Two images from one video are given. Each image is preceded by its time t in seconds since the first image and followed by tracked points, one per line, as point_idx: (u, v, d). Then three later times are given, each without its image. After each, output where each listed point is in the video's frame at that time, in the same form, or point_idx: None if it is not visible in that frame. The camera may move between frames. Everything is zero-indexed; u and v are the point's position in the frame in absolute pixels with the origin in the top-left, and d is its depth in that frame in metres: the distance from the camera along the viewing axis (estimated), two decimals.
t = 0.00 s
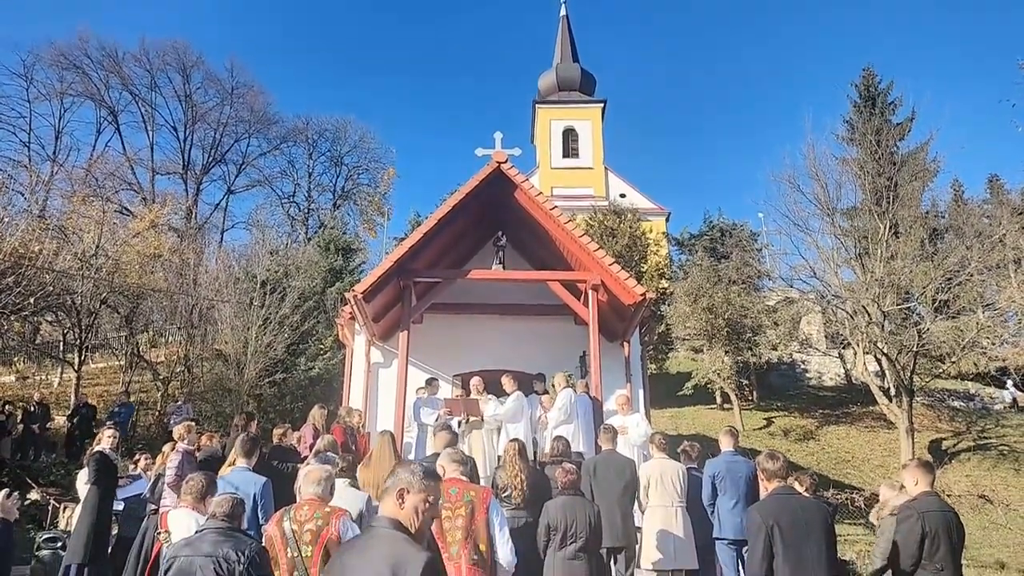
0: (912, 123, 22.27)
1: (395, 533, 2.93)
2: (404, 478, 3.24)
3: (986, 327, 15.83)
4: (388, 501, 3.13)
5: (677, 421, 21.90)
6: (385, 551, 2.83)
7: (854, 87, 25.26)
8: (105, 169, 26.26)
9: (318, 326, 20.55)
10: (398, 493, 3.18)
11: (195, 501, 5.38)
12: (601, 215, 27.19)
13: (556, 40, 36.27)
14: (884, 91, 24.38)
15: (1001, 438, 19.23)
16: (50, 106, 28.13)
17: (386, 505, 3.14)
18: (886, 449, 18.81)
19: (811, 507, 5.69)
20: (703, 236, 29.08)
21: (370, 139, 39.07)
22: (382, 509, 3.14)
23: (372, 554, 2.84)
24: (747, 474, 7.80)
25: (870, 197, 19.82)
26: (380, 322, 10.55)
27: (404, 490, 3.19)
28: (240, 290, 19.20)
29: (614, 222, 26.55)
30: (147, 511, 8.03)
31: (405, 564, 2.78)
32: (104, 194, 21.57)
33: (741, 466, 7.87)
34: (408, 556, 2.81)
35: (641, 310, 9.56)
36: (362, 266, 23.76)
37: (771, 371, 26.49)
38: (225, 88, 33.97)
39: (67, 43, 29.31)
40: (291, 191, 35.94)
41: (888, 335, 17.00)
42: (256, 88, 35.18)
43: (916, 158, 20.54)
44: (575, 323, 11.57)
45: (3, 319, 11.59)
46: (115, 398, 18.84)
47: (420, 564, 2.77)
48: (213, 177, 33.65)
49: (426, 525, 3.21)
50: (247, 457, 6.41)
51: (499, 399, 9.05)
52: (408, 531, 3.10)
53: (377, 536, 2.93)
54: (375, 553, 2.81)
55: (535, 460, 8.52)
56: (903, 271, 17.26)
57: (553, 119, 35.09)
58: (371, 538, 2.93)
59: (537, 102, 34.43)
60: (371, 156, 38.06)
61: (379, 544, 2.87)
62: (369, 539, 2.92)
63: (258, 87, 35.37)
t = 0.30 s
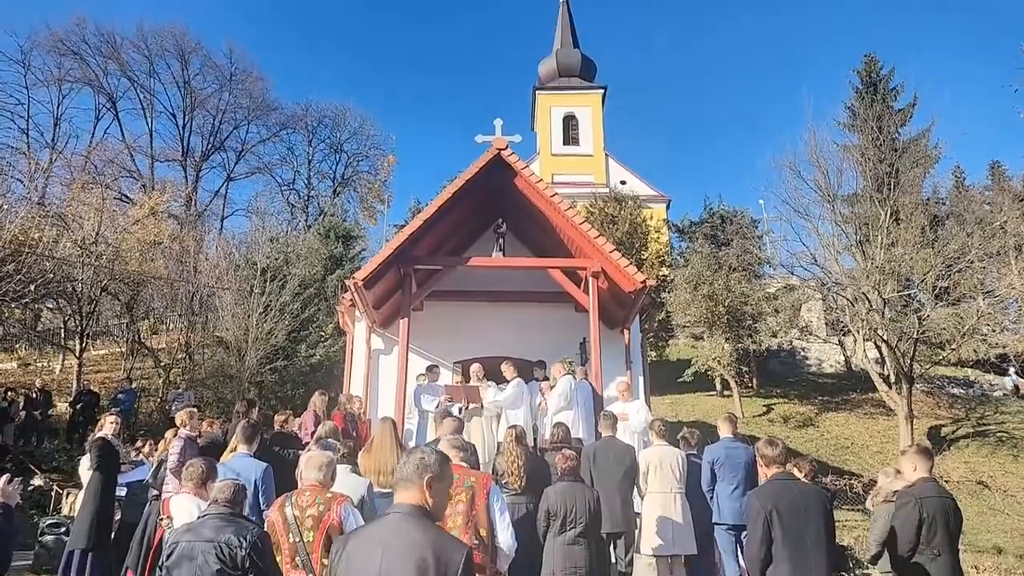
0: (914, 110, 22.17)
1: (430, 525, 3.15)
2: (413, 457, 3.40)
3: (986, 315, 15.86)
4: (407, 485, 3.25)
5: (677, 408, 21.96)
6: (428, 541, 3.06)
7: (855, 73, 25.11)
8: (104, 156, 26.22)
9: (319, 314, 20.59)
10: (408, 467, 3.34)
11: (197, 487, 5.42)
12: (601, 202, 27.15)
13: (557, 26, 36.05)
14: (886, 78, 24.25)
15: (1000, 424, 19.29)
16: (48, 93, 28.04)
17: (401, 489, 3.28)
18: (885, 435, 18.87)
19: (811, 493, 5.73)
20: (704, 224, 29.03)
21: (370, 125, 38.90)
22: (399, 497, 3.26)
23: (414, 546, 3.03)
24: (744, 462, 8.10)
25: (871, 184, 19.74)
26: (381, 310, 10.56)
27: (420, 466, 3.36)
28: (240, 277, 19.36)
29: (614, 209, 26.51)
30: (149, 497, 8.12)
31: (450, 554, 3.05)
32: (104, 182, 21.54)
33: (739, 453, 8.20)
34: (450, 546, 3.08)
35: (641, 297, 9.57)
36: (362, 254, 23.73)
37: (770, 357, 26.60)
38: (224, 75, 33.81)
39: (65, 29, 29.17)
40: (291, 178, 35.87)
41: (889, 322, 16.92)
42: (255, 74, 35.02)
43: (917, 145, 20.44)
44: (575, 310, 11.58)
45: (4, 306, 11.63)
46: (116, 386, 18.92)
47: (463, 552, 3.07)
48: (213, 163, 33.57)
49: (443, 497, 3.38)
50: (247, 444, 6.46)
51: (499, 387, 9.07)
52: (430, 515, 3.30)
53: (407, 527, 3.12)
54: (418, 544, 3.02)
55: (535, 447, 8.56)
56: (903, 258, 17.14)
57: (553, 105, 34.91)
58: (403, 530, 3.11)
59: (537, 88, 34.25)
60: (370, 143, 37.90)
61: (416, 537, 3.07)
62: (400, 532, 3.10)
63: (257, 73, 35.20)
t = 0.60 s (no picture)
0: (915, 97, 22.11)
1: (447, 514, 3.42)
2: (416, 448, 3.55)
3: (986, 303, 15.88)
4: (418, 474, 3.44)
5: (677, 395, 22.02)
6: (452, 531, 3.32)
7: (856, 61, 24.99)
8: (103, 144, 26.16)
9: (318, 302, 20.60)
10: (411, 456, 3.51)
11: (199, 475, 5.44)
12: (602, 190, 27.11)
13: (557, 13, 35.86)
14: (887, 65, 24.17)
15: (999, 412, 19.34)
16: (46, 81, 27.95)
17: (404, 478, 3.46)
18: (884, 423, 18.92)
19: (809, 478, 5.76)
20: (704, 212, 28.98)
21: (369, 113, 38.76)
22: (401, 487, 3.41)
23: (442, 536, 3.28)
24: (743, 450, 8.28)
25: (872, 171, 19.69)
26: (381, 299, 10.56)
27: (425, 454, 3.54)
28: (240, 266, 19.50)
29: (614, 197, 26.47)
30: (151, 484, 8.19)
31: (470, 539, 3.37)
32: (103, 170, 21.48)
33: (738, 441, 8.35)
34: (470, 533, 3.38)
35: (641, 286, 9.58)
36: (362, 243, 23.70)
37: (770, 345, 26.62)
38: (223, 63, 33.66)
39: (62, 17, 29.03)
40: (290, 167, 35.81)
41: (888, 311, 17.01)
42: (253, 62, 34.86)
43: (918, 133, 20.37)
44: (575, 298, 11.59)
45: (5, 295, 11.66)
46: (117, 374, 18.97)
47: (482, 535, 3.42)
48: (212, 152, 33.47)
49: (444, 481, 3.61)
50: (248, 431, 6.50)
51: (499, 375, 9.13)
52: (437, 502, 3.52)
53: (427, 515, 3.34)
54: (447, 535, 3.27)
55: (535, 434, 8.60)
56: (903, 246, 17.09)
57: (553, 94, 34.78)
58: (425, 517, 3.32)
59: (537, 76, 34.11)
60: (370, 131, 37.77)
61: (442, 525, 3.31)
62: (421, 519, 3.30)
63: (255, 62, 35.05)
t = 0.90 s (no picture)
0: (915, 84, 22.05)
1: (445, 499, 3.50)
2: (411, 437, 3.57)
3: (985, 291, 15.89)
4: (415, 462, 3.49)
5: (675, 383, 22.07)
6: (451, 516, 3.43)
7: (857, 48, 24.88)
8: (101, 132, 25.99)
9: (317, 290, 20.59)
10: (408, 445, 3.53)
11: (201, 463, 5.46)
12: (601, 178, 27.06)
13: None
14: (888, 52, 24.08)
15: (997, 400, 19.42)
16: (43, 67, 27.72)
17: (398, 466, 3.52)
18: (882, 411, 18.98)
19: (807, 466, 5.77)
20: (704, 200, 28.93)
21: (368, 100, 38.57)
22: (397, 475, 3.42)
23: (443, 521, 3.37)
24: (741, 436, 8.35)
25: (872, 159, 19.66)
26: (380, 287, 10.55)
27: (420, 442, 3.56)
28: (239, 254, 19.46)
29: (613, 185, 26.41)
30: (152, 474, 8.25)
31: (469, 523, 3.49)
32: (101, 157, 21.33)
33: (737, 428, 8.41)
34: (468, 517, 3.50)
35: (641, 274, 9.58)
36: (361, 231, 23.65)
37: (769, 333, 26.67)
38: (220, 49, 33.43)
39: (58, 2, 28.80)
40: (289, 154, 35.69)
41: (887, 298, 17.02)
42: (251, 48, 34.62)
43: (919, 120, 20.32)
44: (574, 286, 11.58)
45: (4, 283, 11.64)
46: (117, 362, 18.98)
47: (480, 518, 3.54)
48: (210, 139, 33.27)
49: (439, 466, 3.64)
50: (247, 418, 6.51)
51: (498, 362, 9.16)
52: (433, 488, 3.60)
53: (427, 502, 3.42)
54: (448, 521, 3.36)
55: (535, 422, 8.63)
56: (902, 234, 17.06)
57: (552, 81, 34.62)
58: (425, 504, 3.40)
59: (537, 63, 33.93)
60: (368, 118, 37.59)
61: (442, 510, 3.40)
62: (421, 507, 3.38)
63: (253, 48, 34.81)
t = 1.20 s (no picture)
0: (917, 75, 22.00)
1: (442, 489, 3.51)
2: (406, 427, 3.59)
3: (985, 282, 15.92)
4: (408, 452, 3.51)
5: (675, 374, 22.12)
6: (448, 505, 3.43)
7: (859, 38, 24.79)
8: (100, 123, 25.94)
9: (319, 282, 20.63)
10: (404, 435, 3.56)
11: (201, 452, 5.51)
12: (602, 169, 27.02)
13: None
14: (890, 42, 24.00)
15: (997, 390, 19.46)
16: (42, 58, 27.68)
17: (395, 456, 3.54)
18: (882, 402, 18.99)
19: (808, 457, 5.78)
20: (704, 190, 28.88)
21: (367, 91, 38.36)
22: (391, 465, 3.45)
23: (438, 511, 3.37)
24: (741, 426, 8.39)
25: (873, 149, 19.65)
26: (380, 278, 10.55)
27: (415, 432, 3.59)
28: (240, 245, 19.44)
29: (614, 175, 26.38)
30: (153, 464, 8.33)
31: (466, 512, 3.48)
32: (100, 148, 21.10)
33: (737, 418, 8.46)
34: (465, 506, 3.49)
35: (641, 265, 9.57)
36: (361, 222, 23.60)
37: (769, 324, 26.73)
38: (220, 40, 33.31)
39: None
40: (289, 145, 35.64)
41: (887, 289, 16.97)
42: (250, 38, 34.48)
43: (919, 110, 20.27)
44: (574, 278, 11.58)
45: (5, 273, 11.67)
46: (118, 352, 19.03)
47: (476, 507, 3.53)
48: (209, 130, 33.24)
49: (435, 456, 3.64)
50: (248, 408, 6.57)
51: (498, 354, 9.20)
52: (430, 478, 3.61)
53: (422, 491, 3.43)
54: (443, 509, 3.37)
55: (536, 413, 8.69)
56: (904, 225, 17.11)
57: (553, 71, 34.52)
58: (421, 492, 3.42)
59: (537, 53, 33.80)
60: (368, 109, 37.50)
61: (437, 499, 3.41)
62: (416, 496, 3.39)
63: (252, 38, 34.65)
